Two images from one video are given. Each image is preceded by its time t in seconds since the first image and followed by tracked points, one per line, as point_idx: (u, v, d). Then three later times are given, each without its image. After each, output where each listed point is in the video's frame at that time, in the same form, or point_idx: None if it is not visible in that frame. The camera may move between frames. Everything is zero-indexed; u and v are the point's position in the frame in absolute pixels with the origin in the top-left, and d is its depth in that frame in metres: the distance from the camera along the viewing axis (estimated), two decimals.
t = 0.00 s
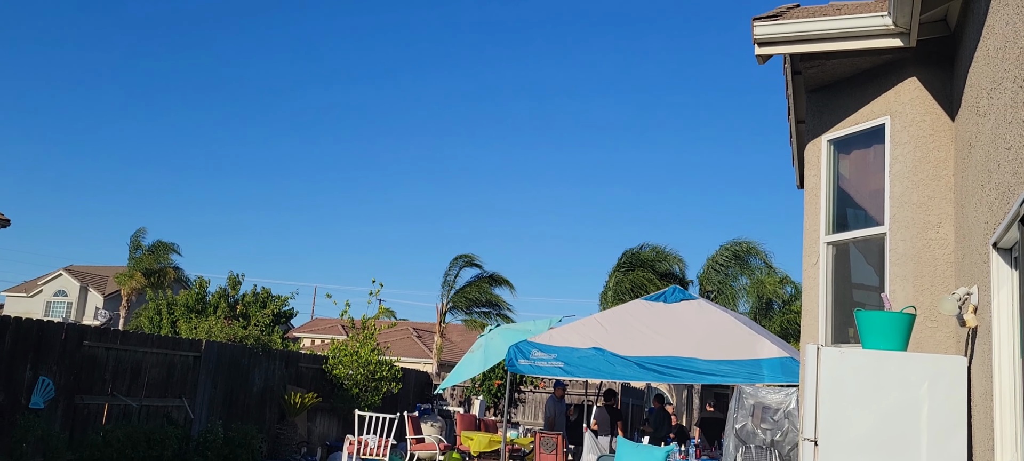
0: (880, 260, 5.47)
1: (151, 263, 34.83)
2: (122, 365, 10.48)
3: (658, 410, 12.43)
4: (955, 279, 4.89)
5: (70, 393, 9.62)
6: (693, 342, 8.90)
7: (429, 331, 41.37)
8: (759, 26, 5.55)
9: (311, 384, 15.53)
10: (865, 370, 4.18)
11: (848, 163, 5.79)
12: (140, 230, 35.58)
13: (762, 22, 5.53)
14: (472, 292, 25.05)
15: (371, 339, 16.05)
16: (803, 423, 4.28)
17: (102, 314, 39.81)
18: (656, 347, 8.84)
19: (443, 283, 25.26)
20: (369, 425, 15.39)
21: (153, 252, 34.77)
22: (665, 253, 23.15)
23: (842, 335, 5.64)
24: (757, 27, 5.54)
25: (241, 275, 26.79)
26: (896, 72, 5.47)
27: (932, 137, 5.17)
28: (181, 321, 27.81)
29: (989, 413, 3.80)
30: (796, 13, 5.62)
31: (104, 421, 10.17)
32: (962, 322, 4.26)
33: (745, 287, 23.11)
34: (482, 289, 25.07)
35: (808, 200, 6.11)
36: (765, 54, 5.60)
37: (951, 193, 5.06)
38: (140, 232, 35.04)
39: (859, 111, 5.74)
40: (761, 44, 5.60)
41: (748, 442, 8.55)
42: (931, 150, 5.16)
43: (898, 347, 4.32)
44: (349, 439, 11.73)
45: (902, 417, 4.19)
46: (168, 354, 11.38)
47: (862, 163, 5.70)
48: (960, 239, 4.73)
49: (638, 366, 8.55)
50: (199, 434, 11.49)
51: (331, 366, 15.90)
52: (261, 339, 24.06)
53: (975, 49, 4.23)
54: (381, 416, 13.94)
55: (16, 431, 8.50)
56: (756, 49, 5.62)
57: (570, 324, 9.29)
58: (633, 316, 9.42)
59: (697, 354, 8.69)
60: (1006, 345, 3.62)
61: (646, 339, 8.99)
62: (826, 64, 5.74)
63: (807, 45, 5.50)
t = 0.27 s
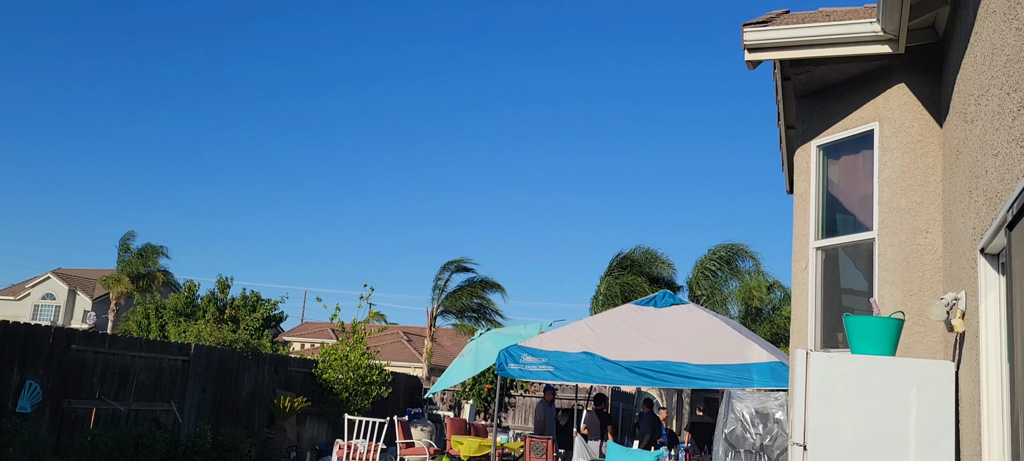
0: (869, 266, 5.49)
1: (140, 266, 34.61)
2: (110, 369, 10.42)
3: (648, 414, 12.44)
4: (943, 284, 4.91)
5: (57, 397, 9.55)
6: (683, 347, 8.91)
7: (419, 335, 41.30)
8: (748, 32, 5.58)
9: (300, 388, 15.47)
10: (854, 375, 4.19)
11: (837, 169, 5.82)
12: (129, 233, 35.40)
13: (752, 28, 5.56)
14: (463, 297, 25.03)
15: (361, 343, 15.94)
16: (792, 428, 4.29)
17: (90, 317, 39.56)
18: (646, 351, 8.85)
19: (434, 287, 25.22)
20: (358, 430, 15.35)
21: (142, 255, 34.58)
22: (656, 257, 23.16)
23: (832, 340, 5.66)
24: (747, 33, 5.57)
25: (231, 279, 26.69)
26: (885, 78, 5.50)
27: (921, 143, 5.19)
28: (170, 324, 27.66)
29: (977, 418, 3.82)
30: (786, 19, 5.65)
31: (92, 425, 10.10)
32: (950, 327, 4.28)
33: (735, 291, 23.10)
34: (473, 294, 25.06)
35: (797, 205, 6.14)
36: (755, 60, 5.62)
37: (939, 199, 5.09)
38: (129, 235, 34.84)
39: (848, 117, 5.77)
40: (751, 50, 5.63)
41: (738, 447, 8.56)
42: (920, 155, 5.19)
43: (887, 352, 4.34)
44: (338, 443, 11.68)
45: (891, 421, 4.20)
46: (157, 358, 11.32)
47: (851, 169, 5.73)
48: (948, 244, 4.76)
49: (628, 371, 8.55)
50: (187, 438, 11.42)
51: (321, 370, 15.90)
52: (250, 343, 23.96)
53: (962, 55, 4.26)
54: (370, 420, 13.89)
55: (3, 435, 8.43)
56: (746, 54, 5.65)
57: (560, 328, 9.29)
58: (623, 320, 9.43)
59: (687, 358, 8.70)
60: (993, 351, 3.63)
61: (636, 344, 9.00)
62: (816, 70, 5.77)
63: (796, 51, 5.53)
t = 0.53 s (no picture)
0: (862, 271, 5.50)
1: (132, 271, 34.44)
2: (102, 374, 10.37)
3: (642, 420, 12.45)
4: (936, 290, 4.92)
5: (49, 402, 9.50)
6: (676, 352, 8.91)
7: (413, 340, 41.25)
8: (742, 37, 5.60)
9: (294, 393, 15.42)
10: (847, 379, 4.20)
11: (830, 174, 5.84)
12: (122, 238, 35.28)
13: (746, 33, 5.58)
14: (457, 302, 24.96)
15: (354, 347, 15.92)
16: (786, 432, 4.30)
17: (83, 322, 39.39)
18: (640, 356, 8.85)
19: (428, 292, 25.19)
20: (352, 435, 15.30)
21: (135, 260, 34.44)
22: (651, 262, 23.18)
23: (825, 345, 5.66)
24: (740, 39, 5.59)
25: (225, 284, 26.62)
26: (878, 84, 5.52)
27: (913, 149, 5.21)
28: (162, 329, 27.56)
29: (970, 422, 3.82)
30: (780, 25, 5.68)
31: (83, 431, 10.05)
32: (943, 332, 4.29)
33: (729, 296, 23.22)
34: (467, 299, 24.99)
35: (791, 211, 6.16)
36: (748, 66, 5.64)
37: (931, 204, 5.11)
38: (122, 240, 34.70)
39: (841, 122, 5.79)
40: (745, 56, 5.64)
41: (731, 452, 8.55)
42: (912, 162, 5.21)
43: (880, 356, 4.34)
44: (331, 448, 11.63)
45: (885, 425, 4.21)
46: (149, 363, 11.27)
47: (845, 174, 5.74)
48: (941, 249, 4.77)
49: (622, 376, 8.55)
50: (179, 443, 11.37)
51: (314, 376, 15.77)
52: (243, 348, 23.88)
53: (955, 62, 4.28)
54: (364, 426, 13.85)
55: None
56: (739, 60, 5.67)
57: (555, 333, 9.28)
58: (616, 325, 9.43)
59: (680, 363, 8.70)
60: (986, 357, 3.64)
61: (630, 349, 9.00)
62: (809, 76, 5.79)
63: (789, 57, 5.55)
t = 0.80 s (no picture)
0: (857, 278, 5.51)
1: (127, 277, 34.36)
2: (97, 381, 10.33)
3: (638, 427, 12.42)
4: (931, 297, 4.93)
5: (43, 409, 9.46)
6: (671, 359, 8.91)
7: (409, 347, 41.20)
8: (737, 45, 5.62)
9: (289, 400, 15.38)
10: (843, 386, 4.20)
11: (825, 182, 5.85)
12: (117, 244, 35.20)
13: (741, 41, 5.60)
14: (453, 308, 24.95)
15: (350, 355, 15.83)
16: (781, 439, 4.29)
17: (78, 329, 39.27)
18: (635, 363, 8.84)
19: (424, 298, 25.16)
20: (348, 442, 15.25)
21: (130, 266, 34.35)
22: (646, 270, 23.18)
23: (821, 352, 5.67)
24: (735, 46, 5.61)
25: (220, 290, 26.55)
26: (873, 91, 5.53)
27: (908, 156, 5.23)
28: (157, 336, 27.48)
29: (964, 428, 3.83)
30: (775, 32, 5.70)
31: (78, 438, 10.00)
32: (938, 339, 4.29)
33: (724, 302, 23.24)
34: (463, 305, 25.00)
35: (786, 217, 6.17)
36: (743, 73, 5.66)
37: (926, 212, 5.12)
38: (118, 246, 34.60)
39: (836, 130, 5.81)
40: (740, 63, 5.66)
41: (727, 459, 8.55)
42: (907, 169, 5.22)
43: (875, 364, 4.35)
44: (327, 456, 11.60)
45: (879, 432, 4.20)
46: (144, 370, 11.23)
47: (840, 181, 5.75)
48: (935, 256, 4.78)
49: (617, 383, 8.54)
50: (174, 451, 11.33)
51: (310, 382, 15.82)
52: (239, 355, 23.82)
53: (949, 70, 4.29)
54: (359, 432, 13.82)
55: None
56: (734, 67, 5.69)
57: (550, 340, 9.27)
58: (612, 332, 9.42)
59: (676, 371, 8.70)
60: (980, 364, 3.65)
61: (625, 356, 8.99)
62: (804, 83, 5.81)
63: (784, 64, 5.57)
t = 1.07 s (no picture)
0: (853, 285, 5.51)
1: (123, 284, 34.28)
2: (91, 388, 10.29)
3: (634, 435, 12.39)
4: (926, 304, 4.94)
5: (38, 417, 9.42)
6: (668, 366, 8.91)
7: (405, 354, 41.14)
8: (732, 53, 5.64)
9: (285, 407, 15.34)
10: (838, 394, 4.20)
11: (821, 189, 5.86)
12: (112, 250, 35.14)
13: (736, 49, 5.62)
14: (449, 316, 24.90)
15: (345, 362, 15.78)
16: (777, 446, 4.28)
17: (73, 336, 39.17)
18: (632, 370, 8.83)
19: (420, 305, 25.14)
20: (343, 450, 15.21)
21: (125, 273, 34.27)
22: (643, 277, 23.21)
23: (816, 358, 5.68)
24: (730, 54, 5.63)
25: (216, 297, 26.50)
26: (867, 99, 5.55)
27: (903, 164, 5.24)
28: (153, 343, 27.41)
29: (960, 435, 3.83)
30: (770, 40, 5.71)
31: (72, 446, 9.96)
32: (933, 346, 4.29)
33: (720, 309, 23.24)
34: (459, 313, 24.96)
35: (782, 224, 6.18)
36: (738, 81, 5.68)
37: (921, 219, 5.14)
38: (113, 253, 34.53)
39: (831, 137, 5.82)
40: (735, 71, 5.68)
41: None
42: (902, 177, 5.23)
43: (871, 371, 4.35)
44: None
45: (875, 440, 4.20)
46: (139, 377, 11.20)
47: (835, 189, 5.77)
48: (930, 263, 4.79)
49: (614, 390, 8.53)
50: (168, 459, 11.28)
51: (306, 389, 15.76)
52: (234, 362, 23.76)
53: (943, 78, 4.31)
54: (355, 440, 13.80)
55: None
56: (730, 75, 5.71)
57: (547, 347, 9.26)
58: (608, 340, 9.41)
59: (672, 378, 8.69)
60: (976, 372, 3.65)
61: (621, 363, 8.98)
62: (799, 91, 5.82)
63: (779, 72, 5.58)
